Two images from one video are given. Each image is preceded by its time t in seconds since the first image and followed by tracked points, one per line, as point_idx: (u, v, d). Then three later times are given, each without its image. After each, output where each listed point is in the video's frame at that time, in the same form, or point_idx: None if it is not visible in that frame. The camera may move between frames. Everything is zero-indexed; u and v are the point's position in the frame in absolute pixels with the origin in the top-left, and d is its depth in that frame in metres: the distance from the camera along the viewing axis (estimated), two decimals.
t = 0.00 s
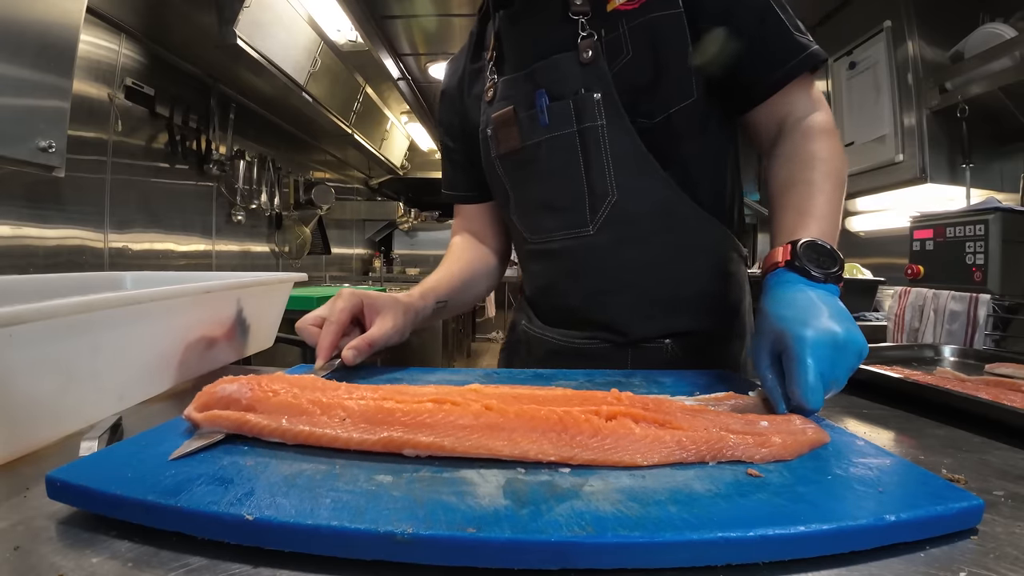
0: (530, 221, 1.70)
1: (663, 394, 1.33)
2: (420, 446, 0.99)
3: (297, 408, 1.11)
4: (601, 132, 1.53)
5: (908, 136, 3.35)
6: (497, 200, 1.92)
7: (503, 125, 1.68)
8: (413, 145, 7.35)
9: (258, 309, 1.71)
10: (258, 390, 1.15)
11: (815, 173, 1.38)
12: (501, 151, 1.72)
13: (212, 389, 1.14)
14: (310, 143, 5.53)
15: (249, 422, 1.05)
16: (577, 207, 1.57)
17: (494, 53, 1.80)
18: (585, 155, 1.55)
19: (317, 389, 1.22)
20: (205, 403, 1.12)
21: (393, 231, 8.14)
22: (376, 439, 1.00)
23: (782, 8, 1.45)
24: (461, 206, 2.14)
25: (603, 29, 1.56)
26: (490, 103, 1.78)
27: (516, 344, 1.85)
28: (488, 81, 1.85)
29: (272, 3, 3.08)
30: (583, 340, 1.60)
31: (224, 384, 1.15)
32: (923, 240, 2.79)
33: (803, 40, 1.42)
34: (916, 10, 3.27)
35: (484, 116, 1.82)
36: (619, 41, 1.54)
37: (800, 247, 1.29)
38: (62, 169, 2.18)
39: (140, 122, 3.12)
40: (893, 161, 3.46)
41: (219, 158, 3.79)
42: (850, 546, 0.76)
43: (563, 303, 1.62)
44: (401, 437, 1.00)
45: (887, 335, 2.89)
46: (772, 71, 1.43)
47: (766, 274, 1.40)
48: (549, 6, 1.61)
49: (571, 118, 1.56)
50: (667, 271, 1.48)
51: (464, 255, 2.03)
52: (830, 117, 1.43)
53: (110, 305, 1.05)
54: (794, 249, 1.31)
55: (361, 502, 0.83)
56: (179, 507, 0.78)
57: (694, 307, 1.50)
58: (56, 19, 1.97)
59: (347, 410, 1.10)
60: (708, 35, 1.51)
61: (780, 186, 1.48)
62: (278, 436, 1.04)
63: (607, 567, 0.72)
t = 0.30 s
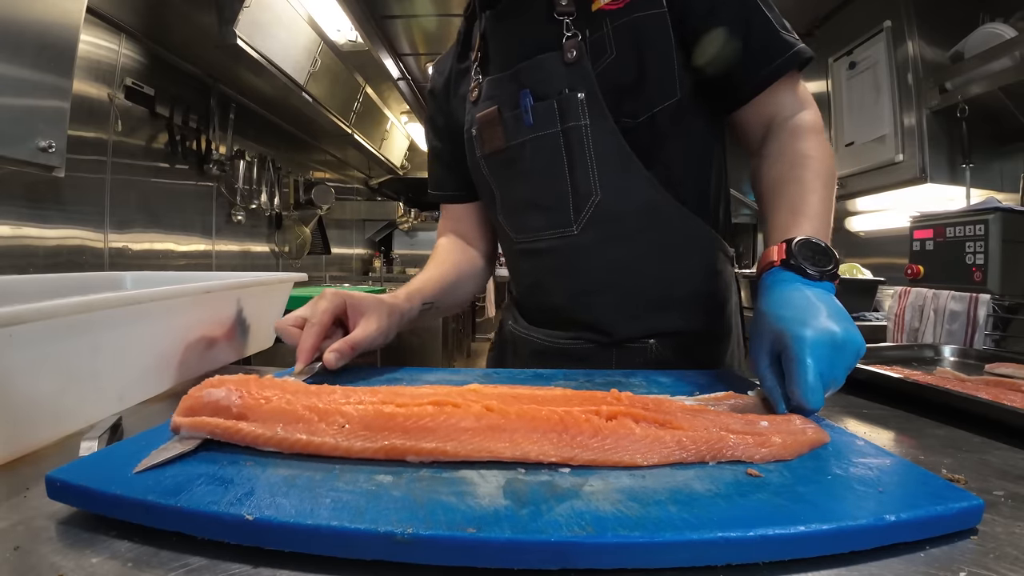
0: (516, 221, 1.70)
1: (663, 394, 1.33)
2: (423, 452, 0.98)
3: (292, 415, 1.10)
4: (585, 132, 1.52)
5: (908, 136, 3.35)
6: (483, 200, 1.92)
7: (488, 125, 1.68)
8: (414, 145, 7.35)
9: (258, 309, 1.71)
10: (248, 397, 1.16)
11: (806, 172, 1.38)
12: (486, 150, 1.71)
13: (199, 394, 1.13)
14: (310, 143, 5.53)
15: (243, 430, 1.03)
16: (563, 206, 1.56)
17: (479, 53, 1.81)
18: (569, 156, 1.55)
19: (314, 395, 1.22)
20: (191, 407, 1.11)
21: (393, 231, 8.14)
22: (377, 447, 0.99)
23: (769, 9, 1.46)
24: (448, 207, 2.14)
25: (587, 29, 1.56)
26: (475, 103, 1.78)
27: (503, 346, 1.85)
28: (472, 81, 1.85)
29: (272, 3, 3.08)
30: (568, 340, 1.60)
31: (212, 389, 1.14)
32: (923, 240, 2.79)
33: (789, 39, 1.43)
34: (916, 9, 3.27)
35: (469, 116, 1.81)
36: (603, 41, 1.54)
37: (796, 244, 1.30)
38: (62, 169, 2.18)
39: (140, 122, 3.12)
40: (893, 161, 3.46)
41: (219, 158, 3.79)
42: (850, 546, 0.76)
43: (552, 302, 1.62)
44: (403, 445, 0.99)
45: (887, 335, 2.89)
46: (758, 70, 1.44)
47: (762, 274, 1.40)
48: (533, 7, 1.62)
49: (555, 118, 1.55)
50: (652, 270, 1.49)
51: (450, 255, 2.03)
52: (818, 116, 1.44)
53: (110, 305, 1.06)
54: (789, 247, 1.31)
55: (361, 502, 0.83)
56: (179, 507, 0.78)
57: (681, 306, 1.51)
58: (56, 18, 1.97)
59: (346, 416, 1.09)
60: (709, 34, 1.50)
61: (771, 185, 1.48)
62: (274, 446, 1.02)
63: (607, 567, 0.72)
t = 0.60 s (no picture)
0: (502, 218, 1.68)
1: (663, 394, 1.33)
2: (424, 450, 0.98)
3: (300, 411, 1.12)
4: (574, 129, 1.52)
5: (908, 136, 3.36)
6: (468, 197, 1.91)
7: (476, 122, 1.68)
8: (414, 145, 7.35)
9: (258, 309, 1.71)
10: (264, 396, 1.18)
11: (798, 171, 1.39)
12: (474, 147, 1.71)
13: (217, 393, 1.15)
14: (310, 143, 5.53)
15: (254, 426, 1.05)
16: (550, 203, 1.56)
17: (467, 51, 1.80)
18: (557, 153, 1.55)
19: (322, 392, 1.24)
20: (209, 404, 1.13)
21: (393, 232, 8.14)
22: (380, 442, 0.99)
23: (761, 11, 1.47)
24: (432, 205, 2.14)
25: (576, 28, 1.56)
26: (464, 100, 1.77)
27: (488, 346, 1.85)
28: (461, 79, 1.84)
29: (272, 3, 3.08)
30: (556, 341, 1.60)
31: (228, 389, 1.17)
32: (923, 240, 2.79)
33: (777, 39, 1.44)
34: (915, 9, 3.28)
35: (457, 112, 1.81)
36: (592, 39, 1.53)
37: (794, 245, 1.30)
38: (62, 169, 2.18)
39: (140, 122, 3.12)
40: (894, 161, 3.47)
41: (219, 157, 3.79)
42: (851, 546, 0.76)
43: (538, 301, 1.60)
44: (405, 442, 0.99)
45: (887, 335, 2.89)
46: (748, 70, 1.44)
47: (758, 275, 1.40)
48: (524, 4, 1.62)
49: (543, 115, 1.56)
50: (643, 269, 1.48)
51: (430, 251, 2.05)
52: (809, 115, 1.45)
53: (111, 306, 1.06)
54: (787, 248, 1.31)
55: (362, 502, 0.83)
56: (179, 507, 0.78)
57: (672, 306, 1.50)
58: (56, 19, 1.97)
59: (351, 413, 1.10)
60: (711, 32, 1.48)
61: (766, 185, 1.47)
62: (280, 439, 1.03)
63: (607, 566, 0.72)
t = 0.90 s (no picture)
0: (486, 195, 1.63)
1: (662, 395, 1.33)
2: (425, 450, 0.98)
3: (300, 412, 1.12)
4: (571, 107, 1.53)
5: (908, 136, 3.36)
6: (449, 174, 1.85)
7: (477, 98, 1.69)
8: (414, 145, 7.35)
9: (258, 309, 1.71)
10: (264, 397, 1.19)
11: (784, 181, 1.39)
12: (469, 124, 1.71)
13: (217, 393, 1.16)
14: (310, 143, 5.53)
15: (255, 427, 1.05)
16: (540, 180, 1.54)
17: (472, 32, 1.80)
18: (552, 128, 1.54)
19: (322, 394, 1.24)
20: (209, 404, 1.13)
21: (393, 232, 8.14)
22: (380, 443, 0.99)
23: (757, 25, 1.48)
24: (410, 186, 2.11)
25: (582, 15, 1.56)
26: (467, 78, 1.78)
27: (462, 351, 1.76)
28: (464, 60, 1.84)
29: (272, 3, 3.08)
30: (538, 348, 1.54)
31: (229, 389, 1.18)
32: (923, 239, 2.79)
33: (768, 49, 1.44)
34: (915, 10, 3.28)
35: (459, 91, 1.82)
36: (597, 26, 1.54)
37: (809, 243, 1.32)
38: (62, 169, 2.18)
39: (140, 122, 3.12)
40: (894, 161, 3.48)
41: (219, 158, 3.80)
42: (851, 546, 0.76)
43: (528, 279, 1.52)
44: (405, 442, 0.99)
45: (887, 335, 2.89)
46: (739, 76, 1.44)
47: (767, 268, 1.40)
48: None
49: (542, 93, 1.56)
50: (636, 263, 1.47)
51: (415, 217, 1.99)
52: (794, 123, 1.44)
53: (111, 305, 1.06)
54: (801, 244, 1.32)
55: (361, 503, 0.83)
56: (179, 507, 0.78)
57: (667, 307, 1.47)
58: (56, 19, 1.97)
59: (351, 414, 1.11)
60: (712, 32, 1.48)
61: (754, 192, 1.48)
62: (280, 440, 1.03)
63: (606, 567, 0.72)
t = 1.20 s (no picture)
0: (474, 181, 1.59)
1: (661, 395, 1.33)
2: (425, 451, 0.97)
3: (300, 412, 1.12)
4: (571, 105, 1.53)
5: (908, 136, 3.36)
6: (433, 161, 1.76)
7: (476, 86, 1.64)
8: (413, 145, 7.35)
9: (258, 309, 1.71)
10: (264, 396, 1.19)
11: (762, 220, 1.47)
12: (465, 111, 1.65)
13: (217, 393, 1.16)
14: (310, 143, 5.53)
15: (254, 427, 1.05)
16: (530, 172, 1.53)
17: (478, 26, 1.72)
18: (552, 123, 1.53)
19: (322, 394, 1.24)
20: (209, 404, 1.13)
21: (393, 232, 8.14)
22: (380, 443, 0.99)
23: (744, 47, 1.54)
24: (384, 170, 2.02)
25: (593, 24, 1.56)
26: (466, 67, 1.72)
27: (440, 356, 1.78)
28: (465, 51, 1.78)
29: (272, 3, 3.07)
30: (509, 348, 1.55)
31: (229, 389, 1.18)
32: (923, 240, 2.79)
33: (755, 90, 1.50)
34: (915, 10, 3.29)
35: (457, 79, 1.75)
36: (606, 36, 1.55)
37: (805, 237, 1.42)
38: (62, 169, 2.18)
39: (140, 122, 3.12)
40: (894, 161, 3.48)
41: (219, 158, 3.80)
42: (851, 546, 0.76)
43: (495, 275, 1.53)
44: (405, 442, 0.99)
45: (887, 335, 2.90)
46: (729, 105, 1.48)
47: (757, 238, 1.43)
48: None
49: (544, 88, 1.55)
50: (620, 263, 1.48)
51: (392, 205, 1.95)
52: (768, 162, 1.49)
53: (112, 305, 1.05)
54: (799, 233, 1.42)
55: (361, 502, 0.83)
56: (179, 507, 0.78)
57: (638, 308, 1.50)
58: (56, 19, 1.97)
59: (351, 413, 1.11)
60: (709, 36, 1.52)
61: (731, 217, 1.57)
62: (280, 440, 1.03)
63: (606, 567, 0.72)
